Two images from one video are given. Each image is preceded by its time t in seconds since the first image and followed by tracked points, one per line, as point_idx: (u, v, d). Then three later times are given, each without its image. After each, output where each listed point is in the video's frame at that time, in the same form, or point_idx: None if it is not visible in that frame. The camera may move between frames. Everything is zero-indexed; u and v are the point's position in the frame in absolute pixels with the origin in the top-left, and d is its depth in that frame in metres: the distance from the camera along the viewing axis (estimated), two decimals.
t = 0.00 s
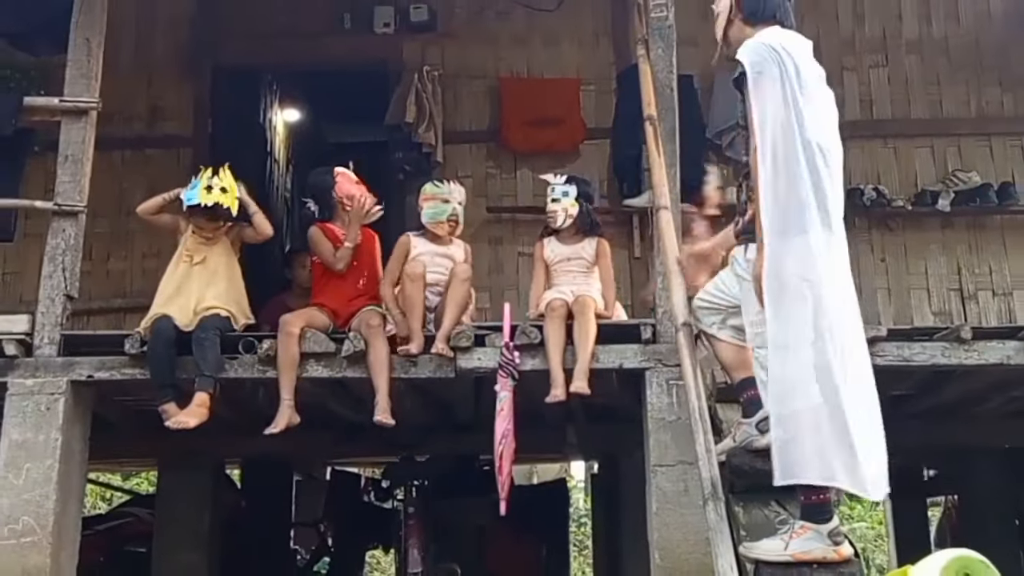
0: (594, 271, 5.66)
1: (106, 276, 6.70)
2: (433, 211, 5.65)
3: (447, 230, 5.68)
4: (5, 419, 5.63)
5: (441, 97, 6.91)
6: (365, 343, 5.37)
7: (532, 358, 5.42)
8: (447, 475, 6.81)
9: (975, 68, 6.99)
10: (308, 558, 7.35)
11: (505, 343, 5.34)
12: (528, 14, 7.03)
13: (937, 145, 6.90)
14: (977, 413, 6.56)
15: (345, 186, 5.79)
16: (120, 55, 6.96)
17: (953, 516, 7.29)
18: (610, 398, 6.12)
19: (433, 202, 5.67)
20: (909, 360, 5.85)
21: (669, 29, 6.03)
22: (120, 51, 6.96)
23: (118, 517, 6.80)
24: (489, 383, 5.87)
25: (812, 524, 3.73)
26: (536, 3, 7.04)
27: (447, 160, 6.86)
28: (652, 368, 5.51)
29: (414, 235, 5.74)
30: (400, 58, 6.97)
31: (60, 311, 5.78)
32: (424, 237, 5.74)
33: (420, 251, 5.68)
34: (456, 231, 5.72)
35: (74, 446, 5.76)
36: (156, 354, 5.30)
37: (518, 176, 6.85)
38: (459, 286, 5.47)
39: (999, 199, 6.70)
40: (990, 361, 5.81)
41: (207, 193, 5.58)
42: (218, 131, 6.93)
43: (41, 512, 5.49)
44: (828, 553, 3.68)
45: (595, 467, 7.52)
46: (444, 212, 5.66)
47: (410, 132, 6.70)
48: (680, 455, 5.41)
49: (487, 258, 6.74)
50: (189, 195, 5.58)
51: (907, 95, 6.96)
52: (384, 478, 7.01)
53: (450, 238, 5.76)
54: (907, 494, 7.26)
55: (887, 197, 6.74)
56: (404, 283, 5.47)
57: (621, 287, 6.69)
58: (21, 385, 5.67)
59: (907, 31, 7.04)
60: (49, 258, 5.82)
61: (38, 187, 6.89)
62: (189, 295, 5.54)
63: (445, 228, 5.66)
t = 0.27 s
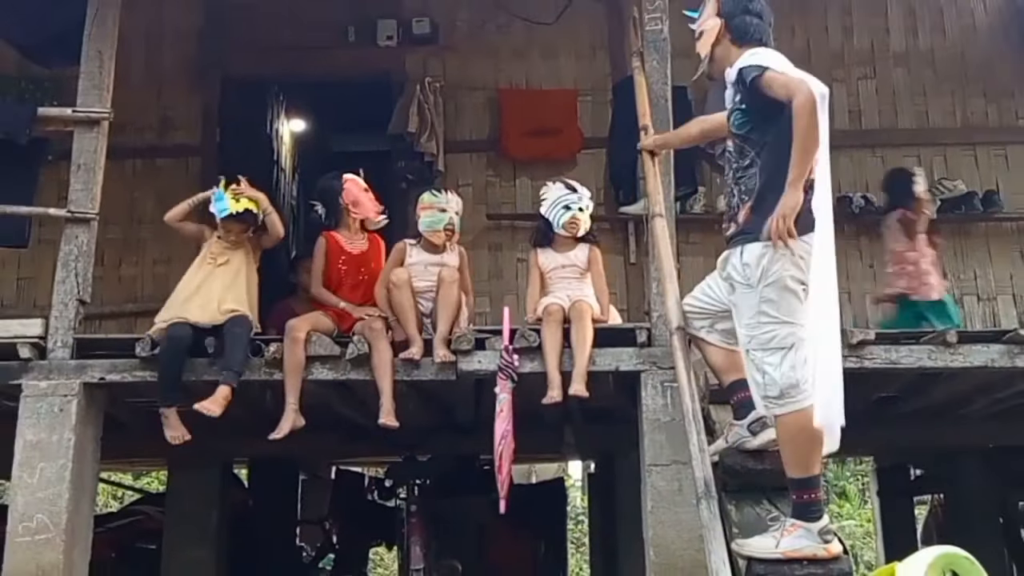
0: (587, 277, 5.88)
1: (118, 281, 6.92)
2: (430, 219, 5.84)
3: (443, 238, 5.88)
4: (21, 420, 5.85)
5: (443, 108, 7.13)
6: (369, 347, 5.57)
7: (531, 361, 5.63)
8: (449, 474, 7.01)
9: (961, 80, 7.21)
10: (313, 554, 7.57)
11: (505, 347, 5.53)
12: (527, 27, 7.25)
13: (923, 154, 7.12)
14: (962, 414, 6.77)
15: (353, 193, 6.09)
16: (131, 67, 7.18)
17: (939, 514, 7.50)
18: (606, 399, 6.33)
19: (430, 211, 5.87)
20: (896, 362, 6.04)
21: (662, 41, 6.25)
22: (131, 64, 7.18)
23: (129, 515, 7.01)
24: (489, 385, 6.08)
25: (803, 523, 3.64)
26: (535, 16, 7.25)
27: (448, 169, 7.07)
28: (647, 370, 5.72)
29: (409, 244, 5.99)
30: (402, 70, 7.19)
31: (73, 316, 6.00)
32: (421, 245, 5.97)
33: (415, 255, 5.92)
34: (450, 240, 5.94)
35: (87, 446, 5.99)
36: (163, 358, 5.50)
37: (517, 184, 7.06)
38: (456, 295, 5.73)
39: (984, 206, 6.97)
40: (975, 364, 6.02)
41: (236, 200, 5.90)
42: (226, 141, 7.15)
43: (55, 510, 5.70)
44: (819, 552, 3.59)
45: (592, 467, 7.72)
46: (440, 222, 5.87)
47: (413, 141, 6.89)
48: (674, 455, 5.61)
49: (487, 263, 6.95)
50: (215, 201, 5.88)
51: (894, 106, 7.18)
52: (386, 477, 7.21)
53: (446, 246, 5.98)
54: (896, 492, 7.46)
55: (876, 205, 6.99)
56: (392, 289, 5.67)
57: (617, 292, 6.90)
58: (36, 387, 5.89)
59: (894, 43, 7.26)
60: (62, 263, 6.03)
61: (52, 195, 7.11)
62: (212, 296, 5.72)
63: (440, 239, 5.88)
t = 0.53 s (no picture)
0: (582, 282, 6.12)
1: (129, 286, 7.12)
2: (432, 226, 6.11)
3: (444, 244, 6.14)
4: (35, 420, 6.06)
5: (444, 118, 7.34)
6: (372, 350, 5.77)
7: (530, 364, 5.84)
8: (450, 473, 7.22)
9: (947, 90, 7.42)
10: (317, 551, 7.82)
11: (505, 350, 5.72)
12: (526, 39, 7.46)
13: (911, 162, 7.33)
14: (949, 415, 6.98)
15: (347, 204, 6.32)
16: (142, 79, 7.39)
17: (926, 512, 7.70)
18: (603, 400, 6.53)
19: (431, 217, 6.12)
20: (884, 364, 6.25)
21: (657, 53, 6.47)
22: (141, 75, 7.40)
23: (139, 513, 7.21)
24: (489, 387, 6.28)
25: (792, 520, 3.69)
26: (534, 29, 7.47)
27: (449, 177, 7.28)
28: (642, 372, 5.92)
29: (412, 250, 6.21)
30: (405, 81, 7.40)
31: (85, 319, 6.21)
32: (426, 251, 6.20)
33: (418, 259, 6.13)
34: (450, 246, 6.19)
35: (98, 446, 6.21)
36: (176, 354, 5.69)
37: (516, 192, 7.27)
38: (464, 293, 5.93)
39: (970, 213, 7.17)
40: (960, 366, 6.22)
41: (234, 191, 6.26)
42: (234, 150, 7.36)
43: (67, 508, 5.90)
44: (809, 548, 3.63)
45: (589, 466, 7.93)
46: (441, 229, 6.12)
47: (415, 150, 7.10)
48: (669, 455, 5.82)
49: (487, 268, 7.16)
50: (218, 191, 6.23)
51: (882, 116, 7.39)
52: (389, 477, 7.42)
53: (447, 251, 6.22)
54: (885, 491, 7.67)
55: (864, 212, 7.16)
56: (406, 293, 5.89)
57: (613, 296, 7.11)
58: (49, 389, 6.10)
59: (882, 55, 7.47)
60: (75, 269, 6.25)
61: (64, 203, 7.33)
62: (223, 297, 5.95)
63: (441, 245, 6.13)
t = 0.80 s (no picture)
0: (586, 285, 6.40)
1: (139, 290, 7.33)
2: (430, 232, 6.37)
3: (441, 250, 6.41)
4: (48, 421, 6.27)
5: (446, 127, 7.55)
6: (376, 353, 5.99)
7: (529, 366, 6.05)
8: (450, 472, 7.43)
9: (934, 100, 7.64)
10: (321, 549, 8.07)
11: (505, 353, 5.92)
12: (525, 51, 7.68)
13: (899, 171, 7.54)
14: (935, 416, 7.19)
15: (346, 212, 6.53)
16: (151, 90, 7.61)
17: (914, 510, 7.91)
18: (600, 401, 6.73)
19: (429, 224, 6.38)
20: (873, 367, 6.45)
21: (653, 64, 6.56)
22: (151, 86, 7.61)
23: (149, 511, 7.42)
24: (490, 389, 6.48)
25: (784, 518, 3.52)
26: (533, 41, 7.69)
27: (451, 185, 7.49)
28: (638, 374, 6.12)
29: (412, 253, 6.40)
30: (407, 91, 7.62)
31: (96, 323, 6.42)
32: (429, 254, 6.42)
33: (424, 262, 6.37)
34: (447, 250, 6.46)
35: (109, 446, 6.41)
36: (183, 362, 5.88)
37: (515, 199, 7.48)
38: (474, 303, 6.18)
39: (956, 220, 7.34)
40: (947, 368, 6.42)
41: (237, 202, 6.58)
42: (240, 158, 7.57)
43: (79, 507, 6.10)
44: (802, 544, 3.45)
45: (586, 466, 8.14)
46: (439, 235, 6.38)
47: (417, 158, 7.30)
48: (664, 455, 6.02)
49: (487, 274, 7.37)
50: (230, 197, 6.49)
51: (871, 125, 7.60)
52: (392, 476, 7.63)
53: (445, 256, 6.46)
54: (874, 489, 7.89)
55: (854, 219, 7.36)
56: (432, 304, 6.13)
57: (609, 300, 7.32)
58: (62, 391, 6.32)
59: (871, 66, 7.69)
60: (87, 274, 6.46)
61: (76, 209, 7.54)
62: (226, 303, 6.17)
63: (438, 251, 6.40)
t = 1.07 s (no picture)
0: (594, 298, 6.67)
1: (149, 295, 7.54)
2: (430, 239, 6.50)
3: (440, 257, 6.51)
4: (60, 422, 6.48)
5: (447, 136, 7.76)
6: (379, 355, 6.20)
7: (528, 368, 6.27)
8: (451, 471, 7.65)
9: (922, 110, 7.86)
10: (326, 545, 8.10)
11: (504, 355, 6.15)
12: (524, 62, 7.90)
13: (887, 178, 7.75)
14: (923, 417, 7.40)
15: (351, 217, 6.76)
16: (161, 100, 7.83)
17: (903, 509, 8.12)
18: (596, 403, 6.94)
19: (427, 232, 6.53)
20: (862, 369, 6.66)
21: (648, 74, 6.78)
22: (160, 96, 7.83)
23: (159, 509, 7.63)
24: (490, 391, 6.68)
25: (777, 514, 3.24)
26: (531, 52, 7.91)
27: (452, 192, 7.70)
28: (634, 376, 6.33)
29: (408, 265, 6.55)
30: (409, 101, 7.84)
31: (107, 327, 6.63)
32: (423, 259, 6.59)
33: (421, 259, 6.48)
34: (445, 260, 6.56)
35: (120, 446, 6.62)
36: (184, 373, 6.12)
37: (514, 206, 7.69)
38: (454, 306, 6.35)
39: (943, 226, 7.56)
40: (934, 370, 6.63)
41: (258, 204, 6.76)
42: (247, 166, 7.78)
43: (90, 505, 6.30)
44: (794, 541, 3.19)
45: (584, 465, 8.35)
46: (438, 243, 6.51)
47: (419, 166, 7.51)
48: (659, 455, 6.23)
49: (487, 279, 7.58)
50: (249, 202, 6.64)
51: (861, 134, 7.82)
52: (394, 475, 7.83)
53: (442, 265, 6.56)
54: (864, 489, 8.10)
55: (844, 226, 7.57)
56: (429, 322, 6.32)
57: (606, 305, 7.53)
58: (74, 392, 6.53)
59: (861, 77, 7.91)
60: (98, 279, 6.67)
61: (88, 216, 7.76)
62: (240, 313, 6.41)
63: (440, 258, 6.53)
